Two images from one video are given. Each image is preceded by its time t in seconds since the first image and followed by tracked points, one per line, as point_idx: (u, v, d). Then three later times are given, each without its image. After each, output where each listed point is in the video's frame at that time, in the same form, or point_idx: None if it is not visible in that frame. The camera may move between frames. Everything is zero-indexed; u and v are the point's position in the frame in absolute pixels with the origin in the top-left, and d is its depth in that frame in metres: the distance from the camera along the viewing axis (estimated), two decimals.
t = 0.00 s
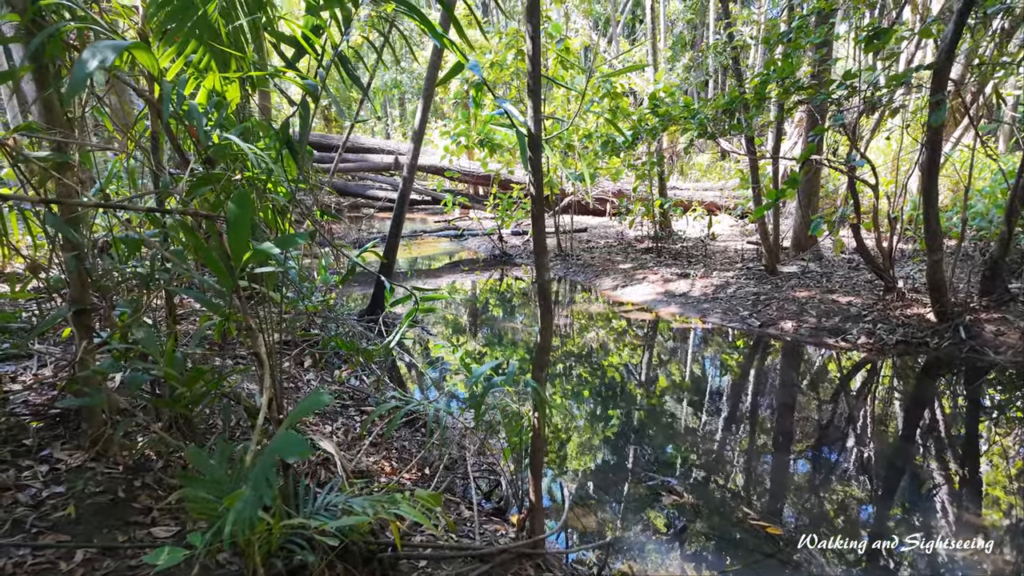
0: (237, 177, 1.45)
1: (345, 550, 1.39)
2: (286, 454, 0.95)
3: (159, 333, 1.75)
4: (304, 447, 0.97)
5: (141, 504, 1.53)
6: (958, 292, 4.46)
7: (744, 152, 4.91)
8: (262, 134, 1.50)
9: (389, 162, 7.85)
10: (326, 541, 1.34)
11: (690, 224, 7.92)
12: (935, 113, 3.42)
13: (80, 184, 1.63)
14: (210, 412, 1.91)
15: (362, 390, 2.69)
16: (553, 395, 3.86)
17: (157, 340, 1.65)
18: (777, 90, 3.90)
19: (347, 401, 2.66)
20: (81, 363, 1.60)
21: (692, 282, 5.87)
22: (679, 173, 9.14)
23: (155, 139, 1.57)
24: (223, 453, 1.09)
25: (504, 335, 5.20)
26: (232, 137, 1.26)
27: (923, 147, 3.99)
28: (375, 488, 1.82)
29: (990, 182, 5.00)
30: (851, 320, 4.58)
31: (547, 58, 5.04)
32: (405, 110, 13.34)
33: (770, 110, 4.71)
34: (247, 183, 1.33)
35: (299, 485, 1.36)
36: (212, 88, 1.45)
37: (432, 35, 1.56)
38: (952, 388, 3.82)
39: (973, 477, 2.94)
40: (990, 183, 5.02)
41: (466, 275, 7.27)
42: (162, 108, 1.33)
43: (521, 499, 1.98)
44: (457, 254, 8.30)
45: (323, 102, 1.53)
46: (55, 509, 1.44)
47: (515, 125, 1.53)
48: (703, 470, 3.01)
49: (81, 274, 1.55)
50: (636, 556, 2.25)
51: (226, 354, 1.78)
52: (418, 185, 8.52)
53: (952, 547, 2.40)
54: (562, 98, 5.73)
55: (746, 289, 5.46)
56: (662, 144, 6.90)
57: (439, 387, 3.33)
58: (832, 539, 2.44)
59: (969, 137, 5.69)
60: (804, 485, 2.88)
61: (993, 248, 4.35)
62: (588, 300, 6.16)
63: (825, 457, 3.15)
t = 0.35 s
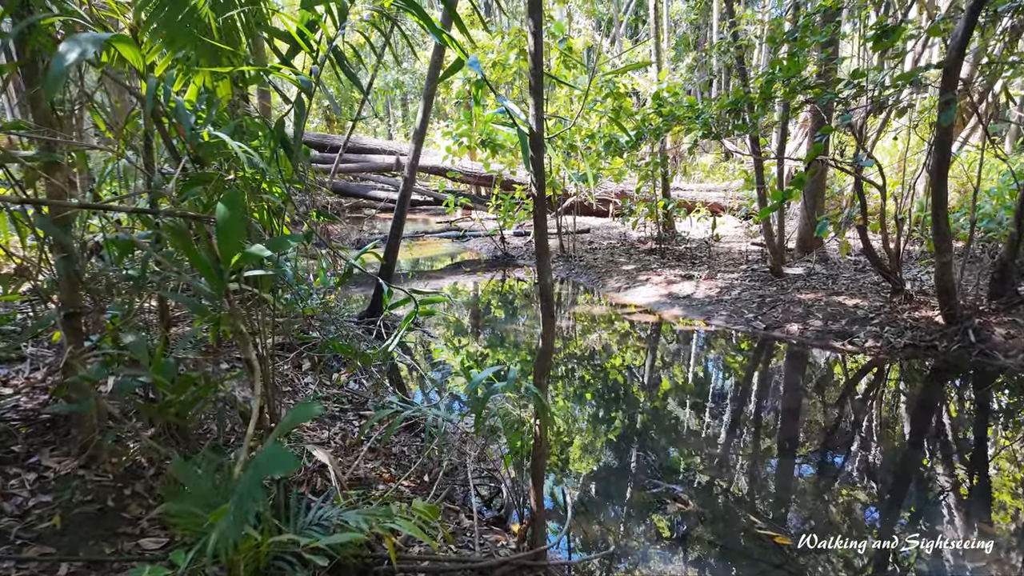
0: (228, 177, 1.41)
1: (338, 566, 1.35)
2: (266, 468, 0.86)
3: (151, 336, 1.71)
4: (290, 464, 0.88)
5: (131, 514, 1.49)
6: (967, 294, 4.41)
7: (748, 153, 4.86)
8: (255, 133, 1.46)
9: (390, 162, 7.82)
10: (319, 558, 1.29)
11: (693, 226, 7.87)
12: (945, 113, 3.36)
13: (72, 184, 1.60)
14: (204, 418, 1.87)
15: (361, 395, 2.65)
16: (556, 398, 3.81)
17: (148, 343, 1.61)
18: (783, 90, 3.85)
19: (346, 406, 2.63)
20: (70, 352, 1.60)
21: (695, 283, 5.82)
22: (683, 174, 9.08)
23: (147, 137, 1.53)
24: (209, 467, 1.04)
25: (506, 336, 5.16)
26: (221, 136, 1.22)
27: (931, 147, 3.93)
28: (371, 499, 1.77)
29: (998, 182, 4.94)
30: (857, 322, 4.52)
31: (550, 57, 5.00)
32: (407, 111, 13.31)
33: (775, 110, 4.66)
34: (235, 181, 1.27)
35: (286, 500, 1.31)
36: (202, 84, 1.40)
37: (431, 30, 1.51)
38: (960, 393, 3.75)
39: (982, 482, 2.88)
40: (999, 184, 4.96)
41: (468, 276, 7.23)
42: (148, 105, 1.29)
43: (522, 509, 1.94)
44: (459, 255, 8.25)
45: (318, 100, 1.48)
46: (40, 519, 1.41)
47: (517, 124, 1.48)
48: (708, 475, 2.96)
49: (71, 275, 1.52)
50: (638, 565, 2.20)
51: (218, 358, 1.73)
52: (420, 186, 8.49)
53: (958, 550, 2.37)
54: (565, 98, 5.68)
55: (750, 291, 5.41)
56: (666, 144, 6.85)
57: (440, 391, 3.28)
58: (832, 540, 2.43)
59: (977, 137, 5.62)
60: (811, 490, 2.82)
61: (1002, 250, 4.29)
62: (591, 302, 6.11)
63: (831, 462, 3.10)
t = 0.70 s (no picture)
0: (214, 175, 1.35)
1: None
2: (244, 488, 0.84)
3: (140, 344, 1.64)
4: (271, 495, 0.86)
5: (116, 531, 1.42)
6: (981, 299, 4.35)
7: (756, 154, 4.78)
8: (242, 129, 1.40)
9: (393, 163, 7.76)
10: None
11: (699, 228, 7.79)
12: (961, 112, 3.28)
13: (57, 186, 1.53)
14: (194, 427, 1.80)
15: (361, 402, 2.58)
16: (560, 403, 3.75)
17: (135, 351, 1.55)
18: (792, 90, 3.78)
19: (345, 413, 2.56)
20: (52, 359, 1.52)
21: (702, 286, 5.74)
22: (689, 176, 9.00)
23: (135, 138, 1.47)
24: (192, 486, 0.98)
25: (509, 339, 5.09)
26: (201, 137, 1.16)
27: (944, 148, 3.85)
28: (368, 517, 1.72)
29: (1012, 184, 4.84)
30: (868, 327, 4.43)
31: (555, 56, 4.94)
32: (412, 112, 13.27)
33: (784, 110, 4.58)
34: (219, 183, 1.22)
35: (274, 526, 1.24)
36: (189, 81, 1.34)
37: (432, 24, 1.44)
38: (975, 400, 3.66)
39: (998, 491, 2.80)
40: (1013, 186, 4.86)
41: (471, 278, 7.16)
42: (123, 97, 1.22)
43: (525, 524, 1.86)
44: (463, 257, 8.19)
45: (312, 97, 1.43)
46: (20, 537, 1.35)
47: (520, 122, 1.42)
48: (714, 483, 2.88)
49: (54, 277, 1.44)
50: None
51: (209, 367, 1.67)
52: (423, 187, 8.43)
53: (974, 563, 2.29)
54: (569, 98, 5.62)
55: (758, 294, 5.32)
56: (672, 145, 6.77)
57: (442, 397, 3.21)
58: (832, 540, 2.43)
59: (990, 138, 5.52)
60: (821, 500, 2.74)
61: (1017, 253, 4.21)
62: (595, 305, 6.03)
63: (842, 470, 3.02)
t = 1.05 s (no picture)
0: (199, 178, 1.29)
1: None
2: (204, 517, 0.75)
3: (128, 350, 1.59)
4: (240, 517, 0.77)
5: (97, 545, 1.38)
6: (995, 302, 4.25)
7: (764, 155, 4.70)
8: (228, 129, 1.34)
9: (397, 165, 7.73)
10: None
11: (706, 230, 7.70)
12: (976, 112, 3.19)
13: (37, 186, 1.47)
14: (184, 434, 1.76)
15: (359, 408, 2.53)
16: (563, 407, 3.68)
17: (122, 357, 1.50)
18: (801, 90, 3.70)
19: (342, 420, 2.51)
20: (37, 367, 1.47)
21: (709, 290, 5.66)
22: (696, 178, 8.91)
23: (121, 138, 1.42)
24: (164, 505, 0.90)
25: (514, 342, 5.03)
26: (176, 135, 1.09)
27: (957, 149, 3.76)
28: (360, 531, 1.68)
29: None
30: (880, 332, 4.34)
31: (560, 56, 4.88)
32: (418, 113, 13.24)
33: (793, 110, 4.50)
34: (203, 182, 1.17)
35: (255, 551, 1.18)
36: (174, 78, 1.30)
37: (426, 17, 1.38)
38: (990, 408, 3.56)
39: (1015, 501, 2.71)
40: None
41: (475, 281, 7.10)
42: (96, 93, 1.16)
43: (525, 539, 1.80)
44: (467, 259, 8.13)
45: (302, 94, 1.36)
46: None
47: (520, 120, 1.35)
48: (721, 489, 2.81)
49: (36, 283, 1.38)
50: None
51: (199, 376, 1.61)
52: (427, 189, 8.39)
53: None
54: (575, 99, 5.56)
55: (766, 297, 5.24)
56: (678, 146, 6.69)
57: (443, 403, 3.15)
58: (832, 539, 2.43)
59: (1003, 138, 5.42)
60: (832, 508, 2.66)
61: None
62: (601, 308, 5.96)
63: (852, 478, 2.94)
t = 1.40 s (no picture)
0: (175, 174, 1.24)
1: None
2: (137, 560, 0.65)
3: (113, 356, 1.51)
4: (175, 553, 0.68)
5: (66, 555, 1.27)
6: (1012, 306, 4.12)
7: (774, 156, 4.60)
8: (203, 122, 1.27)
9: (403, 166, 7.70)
10: None
11: (715, 233, 7.61)
12: (995, 110, 3.08)
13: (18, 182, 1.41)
14: (168, 441, 1.69)
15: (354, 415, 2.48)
16: (567, 412, 3.61)
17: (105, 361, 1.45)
18: (813, 88, 3.60)
19: (337, 427, 2.45)
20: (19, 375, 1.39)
21: (717, 293, 5.56)
22: (705, 180, 8.81)
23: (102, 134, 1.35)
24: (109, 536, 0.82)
25: (519, 345, 4.97)
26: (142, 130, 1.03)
27: (975, 148, 3.65)
28: (346, 546, 1.62)
29: None
30: (893, 338, 4.22)
31: (566, 56, 4.82)
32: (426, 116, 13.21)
33: (803, 110, 4.41)
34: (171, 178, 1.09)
35: None
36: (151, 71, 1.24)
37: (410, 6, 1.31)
38: (1009, 416, 3.44)
39: None
40: None
41: (481, 283, 7.03)
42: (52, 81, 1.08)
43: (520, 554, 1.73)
44: (473, 262, 8.07)
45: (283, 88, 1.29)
46: None
47: (511, 116, 1.28)
48: (728, 497, 2.73)
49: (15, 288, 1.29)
50: None
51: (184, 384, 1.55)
52: (433, 191, 8.35)
53: None
54: (581, 99, 5.49)
55: (776, 301, 5.14)
56: (687, 147, 6.61)
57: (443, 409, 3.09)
58: (831, 537, 2.43)
59: (1020, 139, 5.29)
60: (844, 519, 2.56)
61: None
62: (608, 311, 5.88)
63: (864, 486, 2.84)
